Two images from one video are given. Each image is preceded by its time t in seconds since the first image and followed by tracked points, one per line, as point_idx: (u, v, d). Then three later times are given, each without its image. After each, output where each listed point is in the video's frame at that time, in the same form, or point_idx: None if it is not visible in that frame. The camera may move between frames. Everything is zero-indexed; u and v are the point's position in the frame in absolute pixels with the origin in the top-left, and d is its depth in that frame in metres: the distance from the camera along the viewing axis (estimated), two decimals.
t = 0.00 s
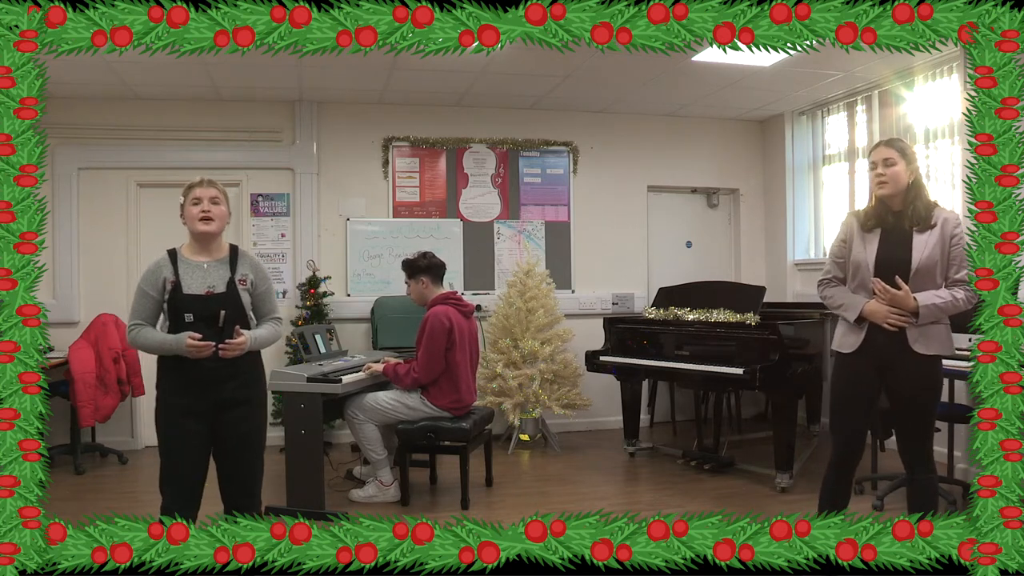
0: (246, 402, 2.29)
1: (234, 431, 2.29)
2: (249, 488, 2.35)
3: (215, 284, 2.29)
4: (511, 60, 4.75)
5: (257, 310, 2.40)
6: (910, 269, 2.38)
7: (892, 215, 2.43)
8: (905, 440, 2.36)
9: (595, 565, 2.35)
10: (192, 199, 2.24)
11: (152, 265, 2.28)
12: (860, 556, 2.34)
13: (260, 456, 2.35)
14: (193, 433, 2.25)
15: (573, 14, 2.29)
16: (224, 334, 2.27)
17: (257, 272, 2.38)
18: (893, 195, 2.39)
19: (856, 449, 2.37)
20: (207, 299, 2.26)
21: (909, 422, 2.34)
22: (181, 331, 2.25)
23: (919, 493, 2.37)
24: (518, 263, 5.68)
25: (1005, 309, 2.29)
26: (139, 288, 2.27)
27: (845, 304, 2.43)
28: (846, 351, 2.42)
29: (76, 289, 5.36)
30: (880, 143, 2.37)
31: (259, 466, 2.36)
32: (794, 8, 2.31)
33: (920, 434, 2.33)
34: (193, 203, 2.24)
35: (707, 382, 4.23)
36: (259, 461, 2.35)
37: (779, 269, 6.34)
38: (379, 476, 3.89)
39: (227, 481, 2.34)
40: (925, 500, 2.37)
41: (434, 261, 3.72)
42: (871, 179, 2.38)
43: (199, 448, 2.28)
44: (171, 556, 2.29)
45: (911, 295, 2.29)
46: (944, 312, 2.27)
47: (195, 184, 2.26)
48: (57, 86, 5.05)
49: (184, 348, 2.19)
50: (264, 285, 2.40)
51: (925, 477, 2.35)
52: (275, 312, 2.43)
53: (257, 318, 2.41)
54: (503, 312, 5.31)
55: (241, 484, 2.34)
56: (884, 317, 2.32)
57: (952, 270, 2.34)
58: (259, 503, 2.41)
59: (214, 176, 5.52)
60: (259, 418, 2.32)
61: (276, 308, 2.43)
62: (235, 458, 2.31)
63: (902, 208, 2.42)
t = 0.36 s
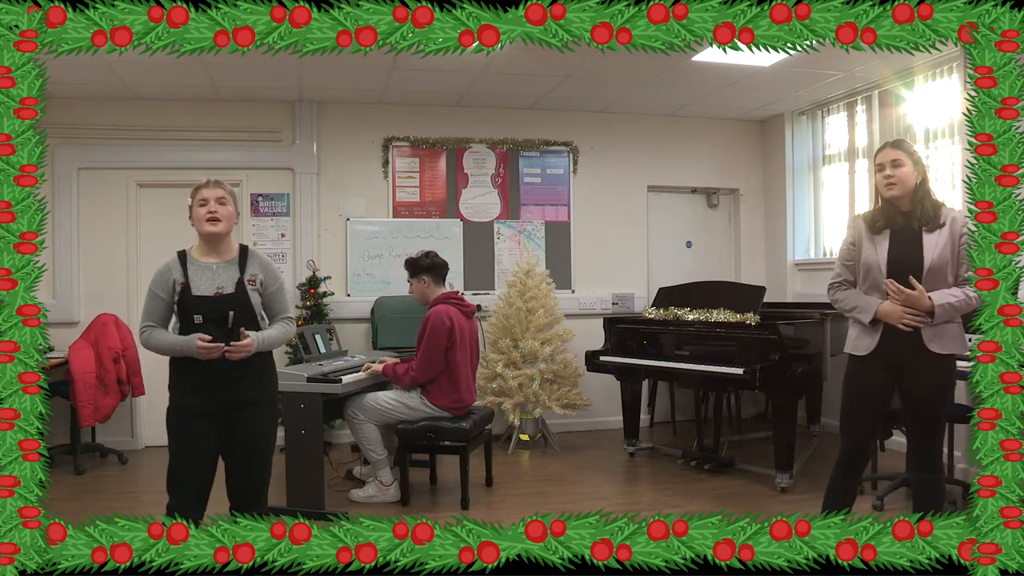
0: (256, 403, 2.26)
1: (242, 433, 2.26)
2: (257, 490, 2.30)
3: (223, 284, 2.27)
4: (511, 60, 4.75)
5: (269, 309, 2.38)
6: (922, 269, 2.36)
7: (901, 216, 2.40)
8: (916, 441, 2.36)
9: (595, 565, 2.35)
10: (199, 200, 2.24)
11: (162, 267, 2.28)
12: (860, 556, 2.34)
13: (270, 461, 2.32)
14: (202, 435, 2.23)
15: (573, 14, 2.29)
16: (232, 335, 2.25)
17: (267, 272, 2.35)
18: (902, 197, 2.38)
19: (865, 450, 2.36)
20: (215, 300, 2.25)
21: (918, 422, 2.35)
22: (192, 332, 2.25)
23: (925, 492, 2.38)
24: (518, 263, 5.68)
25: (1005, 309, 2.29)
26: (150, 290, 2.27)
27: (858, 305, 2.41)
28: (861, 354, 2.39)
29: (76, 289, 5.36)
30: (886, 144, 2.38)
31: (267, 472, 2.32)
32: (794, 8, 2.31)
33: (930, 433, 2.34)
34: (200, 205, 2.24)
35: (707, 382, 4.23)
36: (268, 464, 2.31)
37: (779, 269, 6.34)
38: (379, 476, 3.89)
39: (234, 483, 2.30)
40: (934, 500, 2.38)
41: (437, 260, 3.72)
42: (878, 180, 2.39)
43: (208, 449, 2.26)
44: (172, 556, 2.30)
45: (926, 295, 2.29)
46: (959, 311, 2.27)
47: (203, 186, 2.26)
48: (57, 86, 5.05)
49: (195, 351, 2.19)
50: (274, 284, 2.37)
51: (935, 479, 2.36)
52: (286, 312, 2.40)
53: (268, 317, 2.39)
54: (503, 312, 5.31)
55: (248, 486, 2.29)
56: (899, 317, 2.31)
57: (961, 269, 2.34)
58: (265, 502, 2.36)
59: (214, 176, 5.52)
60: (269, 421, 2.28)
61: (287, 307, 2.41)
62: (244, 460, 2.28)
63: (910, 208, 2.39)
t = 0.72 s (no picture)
0: (262, 403, 2.26)
1: (247, 433, 2.26)
2: (260, 490, 2.31)
3: (228, 285, 2.27)
4: (511, 60, 4.76)
5: (275, 309, 2.38)
6: (932, 269, 2.36)
7: (907, 218, 2.40)
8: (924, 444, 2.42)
9: (595, 565, 2.35)
10: (201, 201, 2.23)
11: (168, 268, 2.29)
12: (860, 556, 2.34)
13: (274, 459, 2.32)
14: (204, 434, 2.23)
15: (573, 14, 2.29)
16: (237, 335, 2.25)
17: (272, 272, 2.35)
18: (908, 196, 2.37)
19: (868, 451, 2.40)
20: (220, 301, 2.25)
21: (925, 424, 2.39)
22: (197, 332, 2.25)
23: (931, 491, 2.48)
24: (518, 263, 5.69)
25: (1005, 309, 2.28)
26: (156, 291, 2.28)
27: (868, 308, 2.43)
28: (873, 356, 2.40)
29: (76, 289, 5.36)
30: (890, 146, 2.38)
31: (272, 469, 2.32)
32: (794, 8, 2.31)
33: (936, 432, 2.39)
34: (203, 206, 2.23)
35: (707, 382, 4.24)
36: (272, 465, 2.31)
37: (779, 269, 6.34)
38: (379, 476, 3.89)
39: (238, 483, 2.30)
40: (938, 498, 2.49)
41: (438, 260, 3.71)
42: (885, 181, 2.38)
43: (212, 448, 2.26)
44: (171, 556, 2.30)
45: (937, 295, 2.28)
46: (968, 311, 2.27)
47: (205, 186, 2.24)
48: (57, 86, 5.05)
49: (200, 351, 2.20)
50: (280, 284, 2.36)
51: (941, 480, 2.44)
52: (292, 311, 2.39)
53: (275, 317, 2.39)
54: (503, 312, 5.31)
55: (252, 486, 2.30)
56: (911, 318, 2.31)
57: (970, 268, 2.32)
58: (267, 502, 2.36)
59: (214, 176, 5.52)
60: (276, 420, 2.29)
61: (293, 306, 2.40)
62: (249, 459, 2.28)
63: (917, 209, 2.39)
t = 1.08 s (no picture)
0: (260, 403, 2.27)
1: (244, 433, 2.27)
2: (258, 489, 2.32)
3: (224, 284, 2.27)
4: (510, 61, 4.76)
5: (272, 310, 2.38)
6: (925, 268, 2.35)
7: (906, 218, 2.41)
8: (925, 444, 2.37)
9: (595, 565, 2.35)
10: (200, 201, 2.24)
11: (165, 267, 2.29)
12: (860, 556, 2.34)
13: (272, 459, 2.33)
14: (200, 433, 2.23)
15: (573, 14, 2.29)
16: (233, 335, 2.25)
17: (270, 272, 2.35)
18: (906, 195, 2.37)
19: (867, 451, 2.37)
20: (215, 301, 2.25)
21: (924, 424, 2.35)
22: (193, 331, 2.25)
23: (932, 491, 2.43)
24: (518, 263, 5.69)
25: (1005, 309, 2.28)
26: (153, 290, 2.29)
27: (865, 308, 2.43)
28: (868, 356, 2.41)
29: (76, 289, 5.36)
30: (891, 146, 2.38)
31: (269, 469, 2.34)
32: (794, 8, 2.31)
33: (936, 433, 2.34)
34: (201, 205, 2.23)
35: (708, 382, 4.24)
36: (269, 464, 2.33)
37: (779, 269, 6.34)
38: (379, 476, 3.88)
39: (235, 482, 2.31)
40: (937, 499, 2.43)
41: (438, 260, 3.71)
42: (883, 181, 2.38)
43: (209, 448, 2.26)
44: (171, 556, 2.30)
45: (928, 295, 2.26)
46: (963, 311, 2.26)
47: (205, 186, 2.25)
48: (57, 86, 5.05)
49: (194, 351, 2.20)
50: (277, 285, 2.36)
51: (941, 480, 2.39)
52: (290, 312, 2.40)
53: (271, 317, 2.39)
54: (503, 312, 5.31)
55: (249, 485, 2.31)
56: (904, 318, 2.30)
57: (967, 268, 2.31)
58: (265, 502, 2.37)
59: (214, 176, 5.51)
60: (273, 419, 2.30)
61: (291, 307, 2.41)
62: (246, 459, 2.29)
63: (916, 209, 2.40)
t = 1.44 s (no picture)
0: (249, 403, 2.29)
1: (233, 432, 2.29)
2: (250, 487, 2.36)
3: (214, 284, 2.28)
4: (510, 61, 4.76)
5: (260, 311, 2.38)
6: (910, 269, 2.39)
7: (898, 218, 2.44)
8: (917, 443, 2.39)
9: (595, 565, 2.35)
10: (192, 200, 2.24)
11: (154, 265, 2.30)
12: (860, 556, 2.34)
13: (262, 458, 2.36)
14: (191, 433, 2.25)
15: (573, 14, 2.29)
16: (221, 335, 2.26)
17: (259, 273, 2.36)
18: (899, 196, 2.40)
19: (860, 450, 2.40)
20: (204, 300, 2.25)
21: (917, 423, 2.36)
22: (181, 331, 2.26)
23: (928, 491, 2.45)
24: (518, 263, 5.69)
25: (1005, 309, 2.28)
26: (142, 288, 2.29)
27: (853, 307, 2.45)
28: (856, 353, 2.43)
29: (76, 289, 5.36)
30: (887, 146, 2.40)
31: (259, 466, 2.37)
32: (794, 8, 2.31)
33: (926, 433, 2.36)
34: (192, 204, 2.23)
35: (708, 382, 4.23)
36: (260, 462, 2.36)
37: (779, 269, 6.34)
38: (379, 476, 3.89)
39: (227, 481, 2.34)
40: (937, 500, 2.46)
41: (438, 260, 3.70)
42: (877, 181, 2.41)
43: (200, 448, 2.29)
44: (172, 556, 2.29)
45: (913, 295, 2.29)
46: (948, 311, 2.27)
47: (197, 185, 2.25)
48: (57, 86, 5.05)
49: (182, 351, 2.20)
50: (266, 285, 2.37)
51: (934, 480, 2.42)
52: (279, 313, 2.41)
53: (259, 318, 2.39)
54: (503, 312, 5.31)
55: (241, 484, 2.35)
56: (887, 317, 2.33)
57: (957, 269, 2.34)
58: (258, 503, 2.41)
59: (214, 176, 5.51)
60: (261, 418, 2.32)
61: (280, 309, 2.41)
62: (236, 458, 2.32)
63: (908, 209, 2.42)
